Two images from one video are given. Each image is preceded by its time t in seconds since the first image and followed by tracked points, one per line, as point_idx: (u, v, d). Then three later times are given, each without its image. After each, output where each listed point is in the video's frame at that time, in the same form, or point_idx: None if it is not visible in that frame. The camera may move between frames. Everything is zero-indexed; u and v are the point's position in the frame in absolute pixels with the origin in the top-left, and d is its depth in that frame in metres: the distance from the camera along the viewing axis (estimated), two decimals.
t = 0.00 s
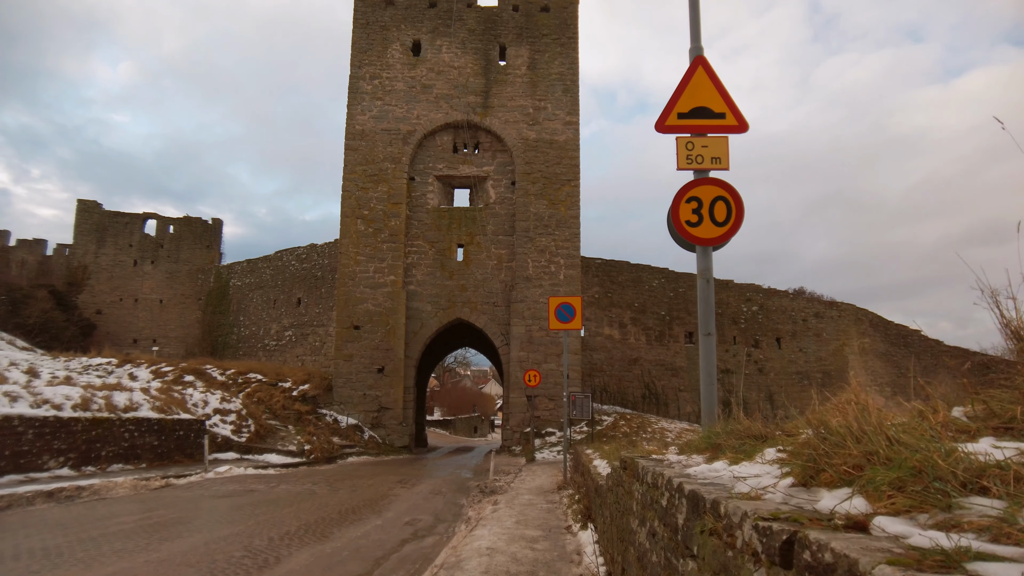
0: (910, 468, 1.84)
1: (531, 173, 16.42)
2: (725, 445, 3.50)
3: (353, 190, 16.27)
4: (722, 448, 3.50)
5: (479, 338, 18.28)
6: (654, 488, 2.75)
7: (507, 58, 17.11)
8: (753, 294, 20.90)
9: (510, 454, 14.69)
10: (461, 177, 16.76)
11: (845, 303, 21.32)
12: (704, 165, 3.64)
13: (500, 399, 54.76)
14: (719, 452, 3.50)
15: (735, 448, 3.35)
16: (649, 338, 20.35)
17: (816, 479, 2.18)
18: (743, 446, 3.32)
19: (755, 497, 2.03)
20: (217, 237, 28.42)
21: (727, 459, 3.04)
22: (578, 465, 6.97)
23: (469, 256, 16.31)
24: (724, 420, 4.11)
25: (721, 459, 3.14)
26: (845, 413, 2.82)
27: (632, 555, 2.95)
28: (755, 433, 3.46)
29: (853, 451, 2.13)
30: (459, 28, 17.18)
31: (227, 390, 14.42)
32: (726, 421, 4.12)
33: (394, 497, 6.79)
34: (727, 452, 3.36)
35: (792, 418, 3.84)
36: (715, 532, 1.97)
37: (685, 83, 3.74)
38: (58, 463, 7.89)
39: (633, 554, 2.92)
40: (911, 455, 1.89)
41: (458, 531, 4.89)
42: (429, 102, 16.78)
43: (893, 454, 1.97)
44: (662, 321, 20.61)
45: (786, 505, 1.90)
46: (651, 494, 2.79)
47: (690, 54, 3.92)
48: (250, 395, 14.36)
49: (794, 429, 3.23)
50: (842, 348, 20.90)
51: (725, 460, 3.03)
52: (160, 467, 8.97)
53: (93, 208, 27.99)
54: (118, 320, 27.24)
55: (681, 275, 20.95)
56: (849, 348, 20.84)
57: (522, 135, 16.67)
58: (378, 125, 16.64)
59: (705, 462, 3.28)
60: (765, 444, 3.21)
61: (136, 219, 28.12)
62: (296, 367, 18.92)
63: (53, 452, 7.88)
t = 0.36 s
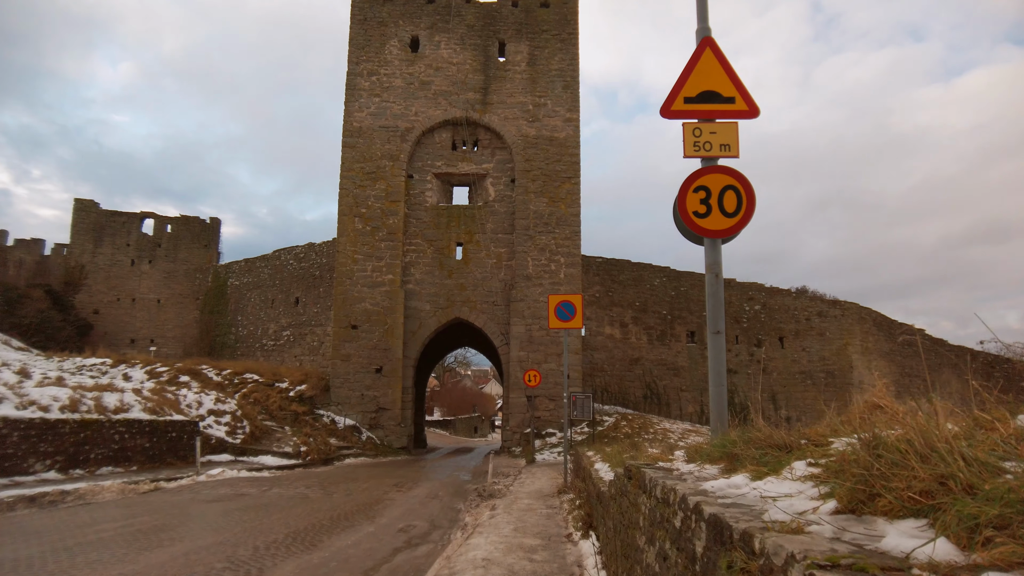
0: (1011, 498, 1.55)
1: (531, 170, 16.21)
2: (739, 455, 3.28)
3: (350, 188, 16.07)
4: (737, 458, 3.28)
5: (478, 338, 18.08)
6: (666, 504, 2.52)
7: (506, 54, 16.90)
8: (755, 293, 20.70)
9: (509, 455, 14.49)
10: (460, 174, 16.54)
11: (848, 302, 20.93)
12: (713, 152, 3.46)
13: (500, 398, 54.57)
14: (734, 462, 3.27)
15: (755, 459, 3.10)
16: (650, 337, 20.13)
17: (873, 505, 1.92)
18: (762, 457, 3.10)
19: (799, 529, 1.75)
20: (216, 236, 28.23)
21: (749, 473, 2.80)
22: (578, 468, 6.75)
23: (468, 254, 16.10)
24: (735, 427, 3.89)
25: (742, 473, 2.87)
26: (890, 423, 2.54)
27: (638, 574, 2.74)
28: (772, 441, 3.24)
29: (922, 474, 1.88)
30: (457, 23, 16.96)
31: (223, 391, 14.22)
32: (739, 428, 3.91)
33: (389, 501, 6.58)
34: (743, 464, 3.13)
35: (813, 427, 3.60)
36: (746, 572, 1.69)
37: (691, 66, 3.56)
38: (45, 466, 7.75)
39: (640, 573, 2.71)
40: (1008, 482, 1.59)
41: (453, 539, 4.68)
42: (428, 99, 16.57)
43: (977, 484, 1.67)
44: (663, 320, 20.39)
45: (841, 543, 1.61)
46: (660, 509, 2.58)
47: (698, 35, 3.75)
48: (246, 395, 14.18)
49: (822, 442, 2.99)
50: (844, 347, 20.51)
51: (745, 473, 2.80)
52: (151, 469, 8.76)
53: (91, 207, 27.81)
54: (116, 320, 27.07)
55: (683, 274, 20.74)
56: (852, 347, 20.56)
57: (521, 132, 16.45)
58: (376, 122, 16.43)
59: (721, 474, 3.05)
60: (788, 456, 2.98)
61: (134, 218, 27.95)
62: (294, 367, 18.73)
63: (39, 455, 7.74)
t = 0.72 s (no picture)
0: None
1: (531, 168, 16.03)
2: (755, 460, 3.04)
3: (348, 185, 15.89)
4: (753, 464, 3.04)
5: (477, 337, 17.92)
6: (677, 515, 2.34)
7: (506, 50, 16.72)
8: (757, 293, 20.53)
9: (509, 456, 14.31)
10: (459, 172, 16.36)
11: (851, 301, 20.65)
12: (721, 138, 3.34)
13: (500, 399, 54.40)
14: (749, 469, 3.03)
15: (776, 465, 2.85)
16: (651, 337, 19.95)
17: (945, 525, 1.64)
18: (784, 462, 2.84)
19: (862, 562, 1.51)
20: (214, 235, 28.06)
21: (774, 481, 2.55)
22: (579, 470, 6.57)
23: (468, 253, 15.92)
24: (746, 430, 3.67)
25: (766, 482, 2.61)
26: (940, 425, 2.27)
27: None
28: (791, 444, 3.00)
29: (1007, 489, 1.58)
30: (457, 20, 16.78)
31: (220, 391, 14.05)
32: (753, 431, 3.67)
33: (385, 505, 6.39)
34: (761, 470, 2.89)
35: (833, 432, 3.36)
36: None
37: (699, 46, 3.44)
38: (33, 468, 7.61)
39: None
40: None
41: (449, 545, 4.50)
42: (426, 96, 16.40)
43: None
44: (665, 320, 20.20)
45: None
46: (671, 522, 2.39)
47: (705, 13, 3.62)
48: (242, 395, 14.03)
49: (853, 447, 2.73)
50: (848, 347, 20.22)
51: (770, 481, 2.55)
52: (143, 471, 8.60)
53: (89, 206, 27.66)
54: (113, 320, 26.91)
55: (684, 273, 20.55)
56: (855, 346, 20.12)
57: (521, 129, 16.27)
58: (374, 119, 16.25)
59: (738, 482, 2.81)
60: (815, 461, 2.71)
61: (132, 217, 27.80)
62: (291, 367, 18.54)
63: (27, 457, 7.60)
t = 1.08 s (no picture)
0: None
1: (529, 165, 15.83)
2: (774, 463, 2.75)
3: (345, 183, 15.69)
4: (772, 469, 2.75)
5: (475, 337, 17.74)
6: (691, 531, 2.14)
7: (505, 47, 16.53)
8: (759, 292, 20.35)
9: (508, 457, 14.12)
10: (457, 170, 16.16)
11: (853, 301, 20.47)
12: (729, 118, 3.24)
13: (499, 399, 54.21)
14: (768, 475, 2.75)
15: (802, 470, 2.53)
16: (651, 337, 19.75)
17: None
18: (812, 468, 2.53)
19: None
20: (211, 235, 27.84)
21: (802, 489, 2.28)
22: (578, 472, 6.36)
23: (466, 251, 15.72)
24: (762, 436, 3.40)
25: (795, 490, 2.30)
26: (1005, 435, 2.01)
27: None
28: (819, 447, 2.71)
29: None
30: (455, 16, 16.59)
31: (214, 391, 13.84)
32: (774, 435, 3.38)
33: (378, 508, 6.18)
34: (783, 476, 2.59)
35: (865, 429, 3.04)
36: None
37: (704, 23, 3.34)
38: (16, 470, 7.41)
39: None
40: None
41: (441, 552, 4.30)
42: (424, 92, 16.21)
43: None
44: (665, 320, 20.00)
45: None
46: (683, 538, 2.19)
47: None
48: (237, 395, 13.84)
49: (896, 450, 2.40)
50: (850, 347, 20.05)
51: (799, 490, 2.27)
52: (132, 473, 8.39)
53: (85, 205, 27.46)
54: (109, 320, 26.70)
55: (685, 272, 20.35)
56: (857, 347, 20.08)
57: (520, 126, 16.07)
58: (371, 116, 16.05)
59: (756, 492, 2.54)
60: (850, 467, 2.39)
61: (128, 216, 27.60)
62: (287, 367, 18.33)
63: (10, 459, 7.40)
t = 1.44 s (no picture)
0: None
1: (532, 162, 15.65)
2: (812, 469, 2.55)
3: (345, 181, 15.52)
4: (809, 477, 2.55)
5: (478, 337, 17.58)
6: (718, 551, 1.96)
7: (507, 42, 16.34)
8: (764, 291, 20.16)
9: (510, 457, 13.94)
10: (459, 167, 15.99)
11: (860, 299, 20.27)
12: (744, 97, 3.18)
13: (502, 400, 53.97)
14: (804, 483, 2.54)
15: (849, 477, 2.33)
16: (656, 336, 19.55)
17: None
18: (862, 477, 2.32)
19: None
20: (213, 234, 27.73)
21: (854, 500, 2.07)
22: (583, 474, 6.18)
23: (468, 250, 15.54)
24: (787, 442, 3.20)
25: (847, 501, 2.09)
26: None
27: None
28: (866, 454, 2.50)
29: None
30: (456, 11, 16.41)
31: (214, 391, 13.69)
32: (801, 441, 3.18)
33: (376, 511, 6.01)
34: (828, 483, 2.38)
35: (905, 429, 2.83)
36: None
37: None
38: (7, 471, 7.26)
39: None
40: None
41: (439, 558, 4.11)
42: (425, 89, 16.04)
43: None
44: (670, 319, 19.80)
45: None
46: (709, 557, 2.02)
47: None
48: (237, 395, 13.69)
49: (962, 456, 2.18)
50: (857, 346, 19.89)
51: (851, 501, 2.06)
52: (127, 474, 8.25)
53: (86, 205, 27.37)
54: (111, 320, 26.60)
55: (690, 270, 20.13)
56: (865, 346, 19.96)
57: (522, 123, 15.89)
58: (372, 113, 15.88)
59: (794, 504, 2.33)
60: (908, 474, 2.18)
61: (130, 215, 27.50)
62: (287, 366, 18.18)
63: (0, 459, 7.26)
